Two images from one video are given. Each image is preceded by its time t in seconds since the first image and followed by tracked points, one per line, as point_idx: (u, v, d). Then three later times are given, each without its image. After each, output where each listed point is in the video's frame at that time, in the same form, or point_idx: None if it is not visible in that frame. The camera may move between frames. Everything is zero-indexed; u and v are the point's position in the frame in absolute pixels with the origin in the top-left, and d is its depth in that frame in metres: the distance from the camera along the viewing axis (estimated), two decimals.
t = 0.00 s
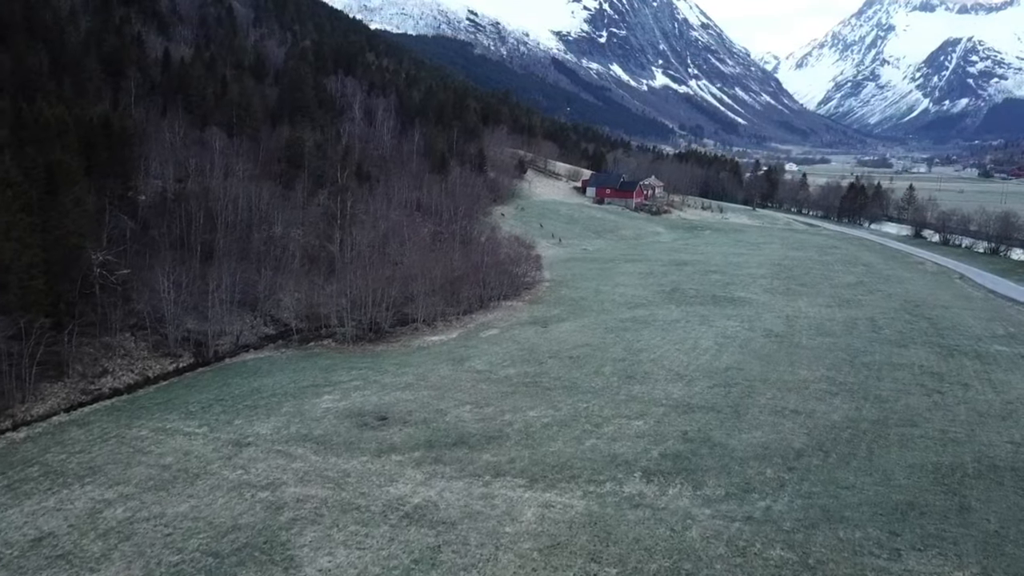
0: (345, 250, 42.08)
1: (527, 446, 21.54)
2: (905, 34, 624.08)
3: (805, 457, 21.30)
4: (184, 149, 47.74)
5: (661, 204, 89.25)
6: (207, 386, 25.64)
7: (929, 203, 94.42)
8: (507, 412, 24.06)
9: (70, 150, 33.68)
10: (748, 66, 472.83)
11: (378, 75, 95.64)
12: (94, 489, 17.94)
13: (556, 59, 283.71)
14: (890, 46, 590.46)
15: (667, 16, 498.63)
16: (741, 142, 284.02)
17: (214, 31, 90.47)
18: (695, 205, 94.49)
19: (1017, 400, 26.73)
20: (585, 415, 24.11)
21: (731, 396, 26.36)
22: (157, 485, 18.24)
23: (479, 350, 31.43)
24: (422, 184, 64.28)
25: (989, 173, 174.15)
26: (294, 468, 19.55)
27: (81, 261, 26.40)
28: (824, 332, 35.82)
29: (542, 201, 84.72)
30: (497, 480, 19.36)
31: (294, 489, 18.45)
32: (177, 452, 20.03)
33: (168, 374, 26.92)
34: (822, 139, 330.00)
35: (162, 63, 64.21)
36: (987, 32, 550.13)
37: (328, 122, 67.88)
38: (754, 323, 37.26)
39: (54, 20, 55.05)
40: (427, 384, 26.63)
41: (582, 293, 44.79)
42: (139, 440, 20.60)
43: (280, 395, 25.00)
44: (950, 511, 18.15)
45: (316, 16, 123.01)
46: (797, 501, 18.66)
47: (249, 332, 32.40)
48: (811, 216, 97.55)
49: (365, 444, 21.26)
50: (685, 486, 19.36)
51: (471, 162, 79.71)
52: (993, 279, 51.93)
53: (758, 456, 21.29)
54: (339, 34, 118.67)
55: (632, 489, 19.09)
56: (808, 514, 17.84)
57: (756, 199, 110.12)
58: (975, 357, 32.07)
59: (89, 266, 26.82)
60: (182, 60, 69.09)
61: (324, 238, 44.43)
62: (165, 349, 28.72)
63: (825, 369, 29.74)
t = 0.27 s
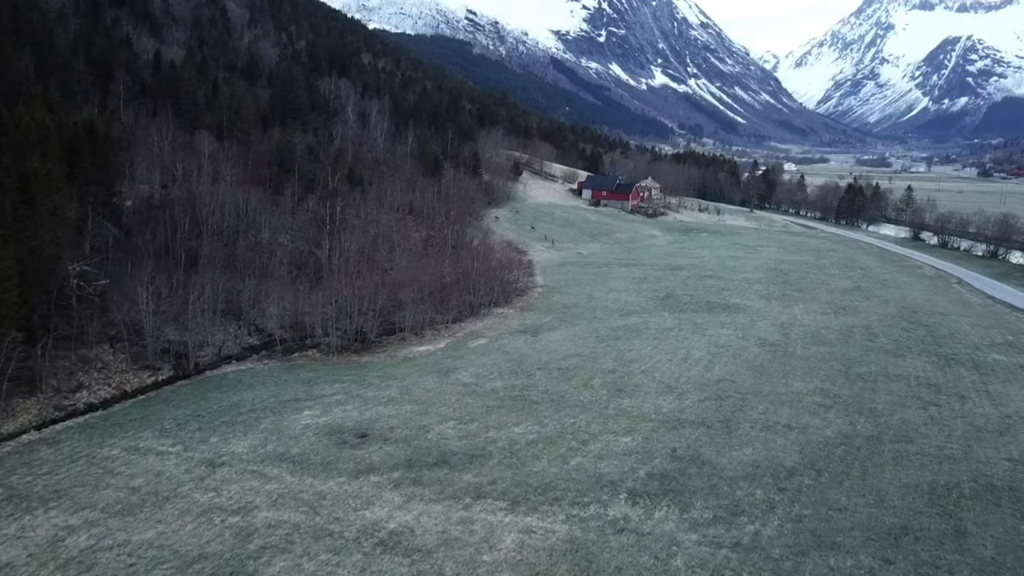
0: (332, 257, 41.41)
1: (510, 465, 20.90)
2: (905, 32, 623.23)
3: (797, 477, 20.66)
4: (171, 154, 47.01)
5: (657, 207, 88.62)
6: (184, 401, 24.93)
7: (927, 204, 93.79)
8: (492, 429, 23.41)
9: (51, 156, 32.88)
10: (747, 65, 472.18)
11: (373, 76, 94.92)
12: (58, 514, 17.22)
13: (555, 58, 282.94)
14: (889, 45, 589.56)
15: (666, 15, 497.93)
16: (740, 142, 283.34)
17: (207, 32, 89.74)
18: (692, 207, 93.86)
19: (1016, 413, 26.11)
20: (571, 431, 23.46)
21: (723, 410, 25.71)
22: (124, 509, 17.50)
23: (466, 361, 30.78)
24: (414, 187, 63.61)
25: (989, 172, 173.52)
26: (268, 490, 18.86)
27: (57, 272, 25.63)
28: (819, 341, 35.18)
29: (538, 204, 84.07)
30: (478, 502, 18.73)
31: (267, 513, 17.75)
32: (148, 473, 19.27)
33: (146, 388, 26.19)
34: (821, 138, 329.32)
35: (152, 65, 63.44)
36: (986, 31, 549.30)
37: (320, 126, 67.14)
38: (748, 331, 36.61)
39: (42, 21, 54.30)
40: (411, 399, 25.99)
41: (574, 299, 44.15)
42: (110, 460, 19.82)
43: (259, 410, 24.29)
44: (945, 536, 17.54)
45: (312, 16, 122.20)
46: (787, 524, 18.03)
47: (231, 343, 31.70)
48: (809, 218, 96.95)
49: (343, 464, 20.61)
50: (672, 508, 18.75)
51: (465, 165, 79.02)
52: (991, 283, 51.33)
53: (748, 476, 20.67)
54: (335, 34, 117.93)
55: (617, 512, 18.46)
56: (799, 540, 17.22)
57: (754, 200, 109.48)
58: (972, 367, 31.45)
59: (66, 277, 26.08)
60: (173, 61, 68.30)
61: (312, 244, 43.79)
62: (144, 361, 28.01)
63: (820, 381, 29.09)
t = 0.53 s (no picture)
0: (330, 264, 40.88)
1: (504, 485, 20.22)
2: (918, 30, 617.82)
3: (801, 499, 19.90)
4: (172, 158, 46.66)
5: (664, 209, 87.76)
6: (175, 413, 24.34)
7: (940, 206, 92.42)
8: (487, 445, 22.73)
9: (46, 161, 32.54)
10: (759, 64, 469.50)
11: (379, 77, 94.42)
12: (35, 536, 16.64)
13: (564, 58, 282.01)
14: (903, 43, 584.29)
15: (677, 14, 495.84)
16: (751, 141, 281.49)
17: (214, 32, 89.50)
18: (700, 209, 92.94)
19: None
20: (569, 448, 22.74)
21: (726, 425, 24.93)
22: (103, 531, 16.91)
23: (464, 371, 30.14)
24: (418, 190, 62.99)
25: (1003, 172, 171.30)
26: (252, 510, 18.28)
27: (47, 281, 25.20)
28: (827, 350, 34.31)
29: (543, 206, 83.32)
30: (469, 525, 18.08)
31: (250, 535, 17.13)
32: (131, 492, 18.64)
33: (137, 399, 25.63)
34: (833, 138, 326.83)
35: (155, 66, 63.10)
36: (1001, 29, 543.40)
37: (324, 128, 66.68)
38: (755, 340, 35.77)
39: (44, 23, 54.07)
40: (406, 412, 25.39)
41: (577, 306, 43.45)
42: (93, 478, 19.21)
43: (249, 424, 23.71)
44: (956, 568, 16.74)
45: (320, 16, 121.92)
46: (791, 552, 17.27)
47: (226, 353, 31.14)
48: (819, 220, 95.79)
49: (332, 482, 20.00)
50: (670, 533, 18.05)
51: (471, 167, 78.45)
52: (1004, 289, 50.23)
53: (750, 497, 19.94)
54: (343, 34, 117.63)
55: (612, 537, 17.80)
56: (801, 569, 16.50)
57: (764, 202, 108.35)
58: (986, 378, 30.51)
59: (56, 286, 25.66)
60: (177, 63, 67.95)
61: (312, 250, 43.29)
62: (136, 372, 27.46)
63: (826, 394, 28.27)
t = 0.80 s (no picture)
0: (367, 268, 40.74)
1: (528, 502, 19.56)
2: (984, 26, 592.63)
3: (843, 526, 18.73)
4: (216, 161, 47.39)
5: (710, 213, 85.71)
6: (204, 418, 24.37)
7: (1005, 211, 87.93)
8: (514, 458, 22.09)
9: (91, 166, 33.38)
10: (813, 62, 457.10)
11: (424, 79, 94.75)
12: (57, 543, 16.72)
13: (613, 57, 279.38)
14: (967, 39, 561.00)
15: (729, 12, 486.65)
16: (804, 142, 274.07)
17: (264, 36, 91.08)
18: (748, 212, 90.52)
19: None
20: (599, 464, 21.92)
21: (765, 443, 23.70)
22: (123, 540, 16.88)
23: (496, 380, 29.52)
24: (458, 192, 62.75)
25: None
26: (272, 522, 18.01)
27: (83, 283, 25.90)
28: (878, 364, 32.60)
29: (586, 208, 82.29)
30: (490, 545, 17.48)
31: (267, 549, 16.89)
32: (153, 500, 18.64)
33: (168, 403, 25.84)
34: (891, 138, 315.73)
35: (205, 70, 64.42)
36: None
37: (366, 131, 66.98)
38: (801, 351, 34.23)
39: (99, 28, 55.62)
40: (434, 421, 24.91)
41: (616, 312, 42.40)
42: (117, 484, 19.30)
43: (275, 431, 23.58)
44: None
45: (369, 18, 123.13)
46: None
47: (259, 356, 31.21)
48: (873, 225, 92.29)
49: (354, 495, 19.60)
50: (700, 560, 17.15)
51: (513, 170, 77.93)
52: None
53: (788, 523, 18.86)
54: (391, 36, 118.55)
55: (638, 562, 17.01)
56: None
57: (815, 205, 104.99)
58: None
59: (92, 290, 26.04)
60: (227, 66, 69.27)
61: (350, 252, 43.25)
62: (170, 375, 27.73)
63: (876, 411, 26.76)
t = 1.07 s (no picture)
0: (392, 271, 40.40)
1: (540, 517, 18.84)
2: None
3: (873, 552, 17.63)
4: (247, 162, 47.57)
5: (747, 215, 83.66)
6: (220, 423, 24.21)
7: None
8: (529, 470, 21.36)
9: (121, 167, 33.63)
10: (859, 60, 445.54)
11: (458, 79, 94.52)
12: (61, 551, 16.58)
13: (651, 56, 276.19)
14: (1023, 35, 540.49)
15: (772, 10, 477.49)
16: (848, 143, 267.10)
17: (300, 36, 91.84)
18: (786, 215, 88.16)
19: None
20: (617, 478, 21.05)
21: (794, 460, 22.52)
22: (126, 549, 16.65)
23: (517, 387, 28.80)
24: (488, 193, 62.24)
25: None
26: (277, 534, 17.61)
27: (104, 285, 25.84)
28: (918, 376, 31.02)
29: (619, 210, 81.06)
30: (499, 563, 16.80)
31: (270, 562, 16.50)
32: (160, 508, 18.43)
33: (186, 406, 25.82)
34: (940, 138, 305.79)
35: (239, 72, 65.06)
36: None
37: (398, 131, 66.82)
38: (836, 361, 32.78)
39: (137, 29, 56.44)
40: (450, 429, 24.33)
41: (645, 318, 41.31)
42: (127, 491, 19.17)
43: (289, 437, 23.26)
44: None
45: (406, 18, 123.49)
46: None
47: (280, 360, 31.08)
48: (919, 229, 89.11)
49: (363, 506, 19.07)
50: None
51: (545, 171, 77.13)
52: None
53: (812, 546, 17.83)
54: (427, 36, 118.71)
55: None
56: None
57: (857, 208, 101.86)
58: None
59: (114, 292, 26.09)
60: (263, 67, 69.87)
61: (377, 254, 42.97)
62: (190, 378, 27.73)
63: (914, 427, 25.34)
